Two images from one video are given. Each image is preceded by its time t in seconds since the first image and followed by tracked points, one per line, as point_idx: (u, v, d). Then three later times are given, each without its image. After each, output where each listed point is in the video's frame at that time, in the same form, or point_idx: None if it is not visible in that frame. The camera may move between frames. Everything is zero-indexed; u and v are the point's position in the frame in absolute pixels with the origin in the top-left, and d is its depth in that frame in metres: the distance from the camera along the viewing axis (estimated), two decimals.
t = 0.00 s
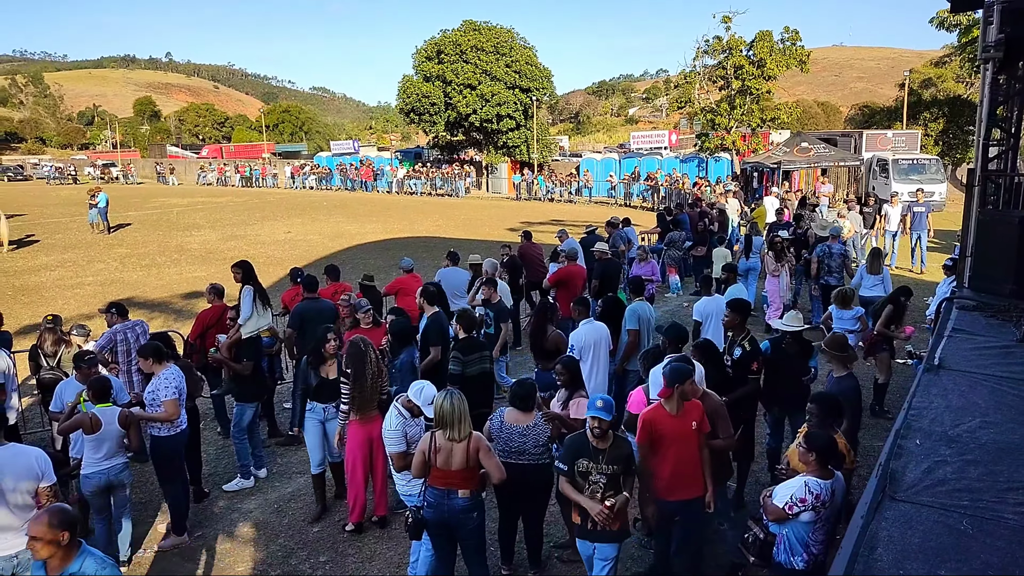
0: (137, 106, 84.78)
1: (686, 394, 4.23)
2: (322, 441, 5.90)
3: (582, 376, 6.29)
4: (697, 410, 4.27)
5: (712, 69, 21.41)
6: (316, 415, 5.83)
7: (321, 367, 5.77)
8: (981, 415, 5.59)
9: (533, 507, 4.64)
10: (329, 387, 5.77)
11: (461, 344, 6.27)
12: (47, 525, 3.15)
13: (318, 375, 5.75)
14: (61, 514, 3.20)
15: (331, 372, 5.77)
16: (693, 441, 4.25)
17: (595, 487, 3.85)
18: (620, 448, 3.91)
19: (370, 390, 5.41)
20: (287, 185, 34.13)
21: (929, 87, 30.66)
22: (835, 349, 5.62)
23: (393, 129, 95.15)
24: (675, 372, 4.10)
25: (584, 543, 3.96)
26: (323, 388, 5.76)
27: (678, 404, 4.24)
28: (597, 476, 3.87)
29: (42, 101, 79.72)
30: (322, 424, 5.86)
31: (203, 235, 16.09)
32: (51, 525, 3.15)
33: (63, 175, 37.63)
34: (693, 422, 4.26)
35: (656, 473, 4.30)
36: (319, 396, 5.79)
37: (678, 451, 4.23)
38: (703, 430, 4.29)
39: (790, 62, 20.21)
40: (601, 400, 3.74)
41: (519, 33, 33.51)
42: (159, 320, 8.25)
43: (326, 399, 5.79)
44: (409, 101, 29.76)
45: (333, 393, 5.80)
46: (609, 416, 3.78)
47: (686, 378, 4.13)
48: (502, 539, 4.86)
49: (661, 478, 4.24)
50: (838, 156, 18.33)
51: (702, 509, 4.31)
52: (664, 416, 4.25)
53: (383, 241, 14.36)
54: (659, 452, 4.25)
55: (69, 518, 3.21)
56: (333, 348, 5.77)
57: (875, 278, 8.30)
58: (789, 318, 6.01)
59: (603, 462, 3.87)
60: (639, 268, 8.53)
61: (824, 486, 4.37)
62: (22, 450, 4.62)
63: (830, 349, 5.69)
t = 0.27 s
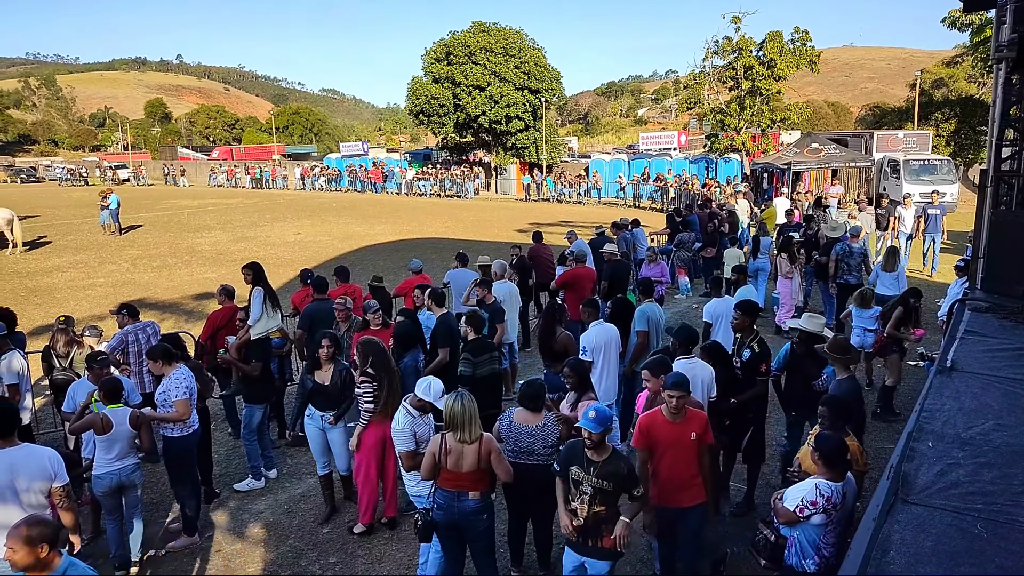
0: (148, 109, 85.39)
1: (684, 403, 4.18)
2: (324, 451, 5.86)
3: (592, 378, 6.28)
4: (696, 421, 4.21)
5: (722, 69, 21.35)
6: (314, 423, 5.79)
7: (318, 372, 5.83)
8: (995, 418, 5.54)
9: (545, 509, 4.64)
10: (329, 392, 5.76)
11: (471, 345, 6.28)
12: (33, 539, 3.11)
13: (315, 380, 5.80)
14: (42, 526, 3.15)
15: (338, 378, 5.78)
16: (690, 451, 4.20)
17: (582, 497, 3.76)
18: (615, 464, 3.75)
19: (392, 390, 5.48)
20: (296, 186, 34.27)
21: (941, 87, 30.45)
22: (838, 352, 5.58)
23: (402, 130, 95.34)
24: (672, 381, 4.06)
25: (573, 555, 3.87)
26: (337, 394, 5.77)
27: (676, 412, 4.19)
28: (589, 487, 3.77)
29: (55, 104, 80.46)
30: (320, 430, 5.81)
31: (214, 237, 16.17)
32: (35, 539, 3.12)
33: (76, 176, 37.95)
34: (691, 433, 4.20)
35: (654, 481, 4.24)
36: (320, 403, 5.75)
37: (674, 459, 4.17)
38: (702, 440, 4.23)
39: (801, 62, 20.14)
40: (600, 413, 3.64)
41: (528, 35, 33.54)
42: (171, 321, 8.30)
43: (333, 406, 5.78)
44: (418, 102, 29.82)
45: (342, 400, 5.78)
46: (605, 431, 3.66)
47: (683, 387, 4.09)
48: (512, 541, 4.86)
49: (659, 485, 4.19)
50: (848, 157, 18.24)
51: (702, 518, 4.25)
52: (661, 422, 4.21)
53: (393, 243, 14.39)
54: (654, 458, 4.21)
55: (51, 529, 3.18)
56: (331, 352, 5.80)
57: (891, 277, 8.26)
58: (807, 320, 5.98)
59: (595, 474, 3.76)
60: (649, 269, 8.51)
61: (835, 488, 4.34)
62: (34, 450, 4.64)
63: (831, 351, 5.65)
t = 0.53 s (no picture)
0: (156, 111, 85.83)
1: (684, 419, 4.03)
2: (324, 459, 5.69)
3: (599, 379, 6.27)
4: (695, 438, 4.06)
5: (728, 70, 21.33)
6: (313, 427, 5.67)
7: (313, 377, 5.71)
8: (1004, 419, 5.51)
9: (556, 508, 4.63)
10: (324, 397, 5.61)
11: (478, 345, 6.28)
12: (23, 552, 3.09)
13: (310, 385, 5.68)
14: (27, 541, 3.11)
15: (331, 383, 5.62)
16: (687, 467, 4.07)
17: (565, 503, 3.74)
18: (593, 474, 3.66)
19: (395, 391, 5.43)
20: (303, 187, 34.37)
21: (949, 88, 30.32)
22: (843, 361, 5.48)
23: (408, 132, 95.48)
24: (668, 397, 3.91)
25: (559, 563, 3.80)
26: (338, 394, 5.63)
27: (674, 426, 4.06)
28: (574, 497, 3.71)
29: (64, 106, 80.95)
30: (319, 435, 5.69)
31: (221, 237, 16.23)
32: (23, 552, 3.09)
33: (84, 177, 38.17)
34: (689, 450, 4.07)
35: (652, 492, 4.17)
36: (320, 407, 5.64)
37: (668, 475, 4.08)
38: (702, 457, 4.10)
39: (807, 63, 20.09)
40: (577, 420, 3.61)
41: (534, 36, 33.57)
42: (178, 321, 8.33)
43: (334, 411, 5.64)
44: (424, 103, 29.86)
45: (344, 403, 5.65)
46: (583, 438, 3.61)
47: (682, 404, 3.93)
48: (519, 541, 4.86)
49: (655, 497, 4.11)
50: (856, 157, 18.18)
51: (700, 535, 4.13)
52: (659, 436, 4.10)
53: (399, 244, 14.42)
54: (651, 470, 4.13)
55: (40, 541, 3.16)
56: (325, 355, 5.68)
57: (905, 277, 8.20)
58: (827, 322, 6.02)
59: (576, 483, 3.70)
60: (655, 270, 8.50)
61: (841, 490, 4.32)
62: (42, 450, 4.67)
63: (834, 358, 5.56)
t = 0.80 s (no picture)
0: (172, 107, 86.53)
1: (691, 426, 3.80)
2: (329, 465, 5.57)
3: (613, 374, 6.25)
4: (704, 448, 3.82)
5: (743, 64, 21.20)
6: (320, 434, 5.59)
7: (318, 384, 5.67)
8: None
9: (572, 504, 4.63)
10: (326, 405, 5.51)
11: (493, 339, 6.28)
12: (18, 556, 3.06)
13: (315, 392, 5.64)
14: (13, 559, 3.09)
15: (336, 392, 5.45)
16: (694, 478, 3.82)
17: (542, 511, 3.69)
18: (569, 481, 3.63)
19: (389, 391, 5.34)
20: (317, 183, 34.51)
21: (968, 82, 29.97)
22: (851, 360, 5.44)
23: (421, 127, 95.61)
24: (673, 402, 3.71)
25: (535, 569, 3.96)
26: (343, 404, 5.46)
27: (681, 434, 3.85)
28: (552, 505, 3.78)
29: (81, 102, 81.79)
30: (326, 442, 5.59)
31: (236, 233, 16.32)
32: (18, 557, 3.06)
33: (101, 173, 38.54)
34: (697, 460, 3.83)
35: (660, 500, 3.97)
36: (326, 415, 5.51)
37: (672, 484, 3.86)
38: (711, 468, 3.84)
39: (824, 58, 19.92)
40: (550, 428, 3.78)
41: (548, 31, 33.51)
42: (194, 316, 8.40)
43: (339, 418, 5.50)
44: (438, 99, 29.86)
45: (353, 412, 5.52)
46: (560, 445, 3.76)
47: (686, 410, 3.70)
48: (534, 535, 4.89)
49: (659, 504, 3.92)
50: (873, 152, 18.00)
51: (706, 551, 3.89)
52: (667, 442, 3.90)
53: (413, 239, 14.45)
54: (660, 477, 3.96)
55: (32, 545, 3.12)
56: (331, 361, 5.62)
57: (935, 269, 8.26)
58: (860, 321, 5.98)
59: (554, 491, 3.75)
60: (669, 266, 8.48)
61: (857, 487, 4.30)
62: (63, 442, 4.73)
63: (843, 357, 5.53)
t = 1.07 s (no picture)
0: (197, 97, 87.31)
1: (696, 430, 3.62)
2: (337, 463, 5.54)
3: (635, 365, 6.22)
4: (710, 454, 3.62)
5: (769, 52, 20.93)
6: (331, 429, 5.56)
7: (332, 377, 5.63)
8: None
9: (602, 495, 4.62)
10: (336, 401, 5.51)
11: (515, 330, 6.29)
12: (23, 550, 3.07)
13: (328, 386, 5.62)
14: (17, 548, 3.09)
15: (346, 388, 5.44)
16: (699, 484, 3.66)
17: (538, 509, 3.55)
18: (564, 472, 3.53)
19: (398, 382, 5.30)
20: (339, 172, 34.68)
21: (1001, 69, 29.30)
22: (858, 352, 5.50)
23: (443, 117, 95.58)
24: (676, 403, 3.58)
25: (529, 567, 3.67)
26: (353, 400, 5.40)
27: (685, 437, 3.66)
28: (543, 500, 3.54)
29: (108, 93, 82.73)
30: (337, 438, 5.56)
31: (261, 221, 16.47)
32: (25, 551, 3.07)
33: (128, 163, 39.04)
34: (703, 465, 3.64)
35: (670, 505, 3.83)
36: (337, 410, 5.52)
37: (678, 488, 3.73)
38: (718, 474, 3.63)
39: (851, 45, 19.59)
40: (543, 419, 3.47)
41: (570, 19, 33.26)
42: (220, 304, 8.50)
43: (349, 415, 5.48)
44: (459, 89, 29.82)
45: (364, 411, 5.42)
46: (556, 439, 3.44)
47: (689, 413, 3.54)
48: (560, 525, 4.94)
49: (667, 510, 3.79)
50: (901, 142, 17.69)
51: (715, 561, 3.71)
52: (675, 445, 3.75)
53: (435, 228, 14.47)
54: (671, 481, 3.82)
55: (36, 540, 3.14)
56: (343, 356, 5.57)
57: (967, 260, 8.12)
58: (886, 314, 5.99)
59: (545, 485, 3.54)
60: (693, 256, 8.42)
61: (882, 480, 4.25)
62: (93, 427, 4.82)
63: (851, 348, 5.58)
